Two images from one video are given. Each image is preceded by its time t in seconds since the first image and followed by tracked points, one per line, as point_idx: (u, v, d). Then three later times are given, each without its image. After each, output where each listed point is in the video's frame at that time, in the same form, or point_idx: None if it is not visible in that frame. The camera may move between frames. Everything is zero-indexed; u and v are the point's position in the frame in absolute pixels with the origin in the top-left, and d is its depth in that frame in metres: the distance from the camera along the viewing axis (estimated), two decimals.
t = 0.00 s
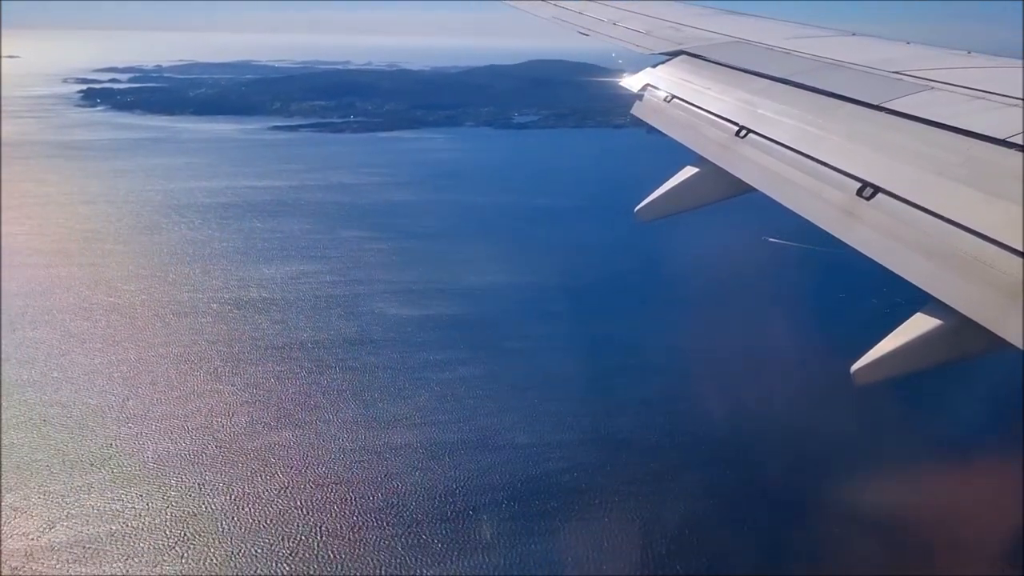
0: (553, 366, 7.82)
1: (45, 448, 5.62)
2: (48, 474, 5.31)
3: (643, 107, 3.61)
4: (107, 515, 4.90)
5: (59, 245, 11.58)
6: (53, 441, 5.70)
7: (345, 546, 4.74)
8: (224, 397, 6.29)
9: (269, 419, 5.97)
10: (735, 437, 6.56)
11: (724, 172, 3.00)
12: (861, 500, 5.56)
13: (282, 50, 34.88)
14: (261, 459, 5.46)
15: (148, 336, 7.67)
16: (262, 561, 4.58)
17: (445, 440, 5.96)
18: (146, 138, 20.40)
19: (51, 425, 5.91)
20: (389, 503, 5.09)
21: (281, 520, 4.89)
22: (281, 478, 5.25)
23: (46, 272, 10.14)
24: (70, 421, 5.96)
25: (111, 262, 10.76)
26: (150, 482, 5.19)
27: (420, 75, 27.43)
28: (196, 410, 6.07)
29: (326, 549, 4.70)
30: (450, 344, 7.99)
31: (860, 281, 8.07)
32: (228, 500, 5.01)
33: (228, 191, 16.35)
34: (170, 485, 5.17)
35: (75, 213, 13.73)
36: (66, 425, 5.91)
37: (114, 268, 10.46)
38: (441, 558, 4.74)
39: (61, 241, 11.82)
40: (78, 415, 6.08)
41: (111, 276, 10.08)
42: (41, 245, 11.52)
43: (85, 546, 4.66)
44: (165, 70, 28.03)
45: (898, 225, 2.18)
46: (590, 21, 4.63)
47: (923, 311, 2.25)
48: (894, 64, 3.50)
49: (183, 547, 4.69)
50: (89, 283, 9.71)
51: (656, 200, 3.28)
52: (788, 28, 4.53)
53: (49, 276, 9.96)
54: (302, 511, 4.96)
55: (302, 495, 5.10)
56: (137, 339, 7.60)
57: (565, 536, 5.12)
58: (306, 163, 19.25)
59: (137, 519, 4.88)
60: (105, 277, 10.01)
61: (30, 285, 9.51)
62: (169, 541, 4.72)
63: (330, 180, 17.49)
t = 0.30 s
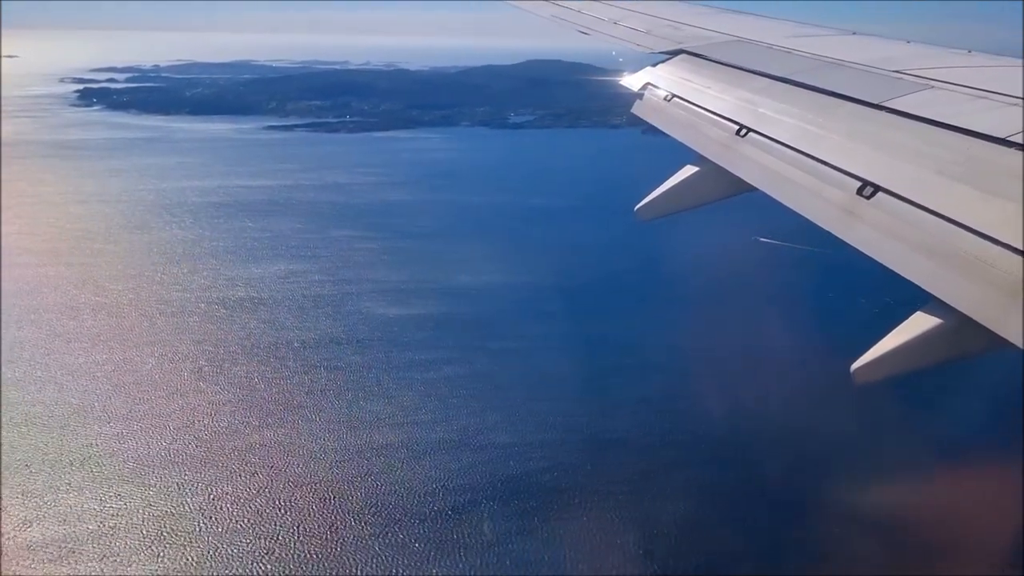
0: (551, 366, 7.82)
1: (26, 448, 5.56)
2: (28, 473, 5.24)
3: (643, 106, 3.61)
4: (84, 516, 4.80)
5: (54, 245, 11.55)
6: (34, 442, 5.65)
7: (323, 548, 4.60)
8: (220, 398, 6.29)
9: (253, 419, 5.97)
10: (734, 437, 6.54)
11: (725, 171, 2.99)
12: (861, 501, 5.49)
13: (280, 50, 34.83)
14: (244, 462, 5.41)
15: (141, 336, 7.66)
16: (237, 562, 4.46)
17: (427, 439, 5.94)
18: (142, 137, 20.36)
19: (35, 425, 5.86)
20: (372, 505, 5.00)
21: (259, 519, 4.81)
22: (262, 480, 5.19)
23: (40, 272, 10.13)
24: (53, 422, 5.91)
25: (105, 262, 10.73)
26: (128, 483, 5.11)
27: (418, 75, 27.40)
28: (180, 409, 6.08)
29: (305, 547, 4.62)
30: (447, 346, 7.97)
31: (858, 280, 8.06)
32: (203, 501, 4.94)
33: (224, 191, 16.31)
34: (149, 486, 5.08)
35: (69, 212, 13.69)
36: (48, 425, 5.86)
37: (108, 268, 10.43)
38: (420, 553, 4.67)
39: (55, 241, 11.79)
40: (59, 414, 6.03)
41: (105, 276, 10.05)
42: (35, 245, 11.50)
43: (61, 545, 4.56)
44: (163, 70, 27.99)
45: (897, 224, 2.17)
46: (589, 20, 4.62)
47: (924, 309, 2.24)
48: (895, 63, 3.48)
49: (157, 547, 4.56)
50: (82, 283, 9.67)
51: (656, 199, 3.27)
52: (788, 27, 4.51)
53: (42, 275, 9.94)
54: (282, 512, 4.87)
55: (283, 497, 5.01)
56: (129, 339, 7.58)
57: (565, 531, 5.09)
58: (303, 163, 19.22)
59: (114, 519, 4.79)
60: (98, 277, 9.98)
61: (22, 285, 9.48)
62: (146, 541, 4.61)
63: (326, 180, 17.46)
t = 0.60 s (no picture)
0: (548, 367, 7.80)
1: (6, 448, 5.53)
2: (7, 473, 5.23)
3: (644, 103, 3.60)
4: (61, 515, 4.81)
5: (48, 245, 11.50)
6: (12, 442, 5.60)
7: (299, 547, 4.62)
8: (216, 390, 6.21)
9: (235, 418, 5.81)
10: (733, 437, 6.52)
11: (725, 168, 2.98)
12: (863, 496, 5.55)
13: (277, 51, 34.75)
14: (221, 457, 5.36)
15: (132, 332, 7.58)
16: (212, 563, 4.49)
17: (410, 437, 5.76)
18: (138, 137, 20.30)
19: (16, 426, 5.80)
20: (349, 502, 4.97)
21: (238, 519, 4.79)
22: (238, 476, 5.15)
23: (32, 272, 10.07)
24: (32, 423, 5.84)
25: (99, 262, 10.68)
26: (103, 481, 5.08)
27: (416, 74, 27.36)
28: (161, 411, 5.89)
29: (281, 547, 4.63)
30: (444, 344, 7.93)
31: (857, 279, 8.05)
32: (182, 500, 4.90)
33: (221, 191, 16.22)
34: (126, 484, 5.06)
35: (64, 211, 13.63)
36: (28, 426, 5.80)
37: (102, 267, 10.38)
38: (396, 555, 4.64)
39: (48, 241, 11.73)
40: (41, 414, 5.95)
41: (99, 275, 10.00)
42: (28, 245, 11.44)
43: (40, 546, 4.61)
44: (160, 70, 27.90)
45: (897, 220, 2.16)
46: (590, 16, 4.62)
47: (924, 306, 2.23)
48: (895, 59, 3.47)
49: (135, 547, 4.62)
50: (75, 282, 9.63)
51: (656, 195, 3.27)
52: (788, 24, 4.51)
53: (35, 275, 9.89)
54: (258, 509, 4.85)
55: (260, 494, 4.99)
56: (121, 335, 7.51)
57: (569, 528, 5.13)
58: (300, 163, 19.18)
59: (91, 517, 4.80)
60: (91, 276, 9.94)
61: (15, 284, 9.42)
62: (123, 541, 4.66)
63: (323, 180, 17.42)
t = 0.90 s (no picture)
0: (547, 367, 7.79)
1: None
2: None
3: (644, 101, 3.59)
4: (37, 516, 4.75)
5: (43, 245, 11.45)
6: None
7: (276, 548, 4.55)
8: (214, 389, 6.20)
9: (217, 417, 5.79)
10: (734, 437, 6.51)
11: (726, 166, 2.97)
12: (863, 495, 5.53)
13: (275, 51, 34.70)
14: (202, 457, 5.30)
15: (123, 332, 7.56)
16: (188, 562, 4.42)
17: (397, 438, 5.73)
18: (135, 136, 20.23)
19: None
20: (329, 502, 4.91)
21: (215, 519, 4.73)
22: (219, 478, 5.09)
23: (26, 272, 10.02)
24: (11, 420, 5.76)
25: (94, 262, 10.62)
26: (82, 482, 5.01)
27: (414, 75, 27.33)
28: (137, 409, 5.90)
29: (257, 546, 4.57)
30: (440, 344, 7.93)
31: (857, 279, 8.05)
32: (159, 501, 4.83)
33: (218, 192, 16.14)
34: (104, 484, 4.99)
35: (60, 211, 13.58)
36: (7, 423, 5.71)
37: (96, 267, 10.33)
38: (373, 552, 4.55)
39: (43, 241, 11.67)
40: (22, 412, 5.86)
41: (94, 275, 9.95)
42: (22, 245, 11.38)
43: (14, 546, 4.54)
44: (158, 70, 27.84)
45: (898, 219, 2.15)
46: (590, 14, 4.62)
47: (924, 304, 2.22)
48: (896, 57, 3.47)
49: (111, 548, 4.54)
50: (69, 282, 9.58)
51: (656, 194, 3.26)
52: (788, 22, 4.51)
53: (29, 275, 9.84)
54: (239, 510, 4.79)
55: (241, 496, 4.94)
56: (113, 335, 7.49)
57: (568, 528, 5.12)
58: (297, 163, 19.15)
59: (68, 519, 4.73)
60: (85, 276, 9.89)
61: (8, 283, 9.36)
62: (99, 542, 4.58)
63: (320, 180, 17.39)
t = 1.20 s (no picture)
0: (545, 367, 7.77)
1: None
2: None
3: (644, 98, 3.57)
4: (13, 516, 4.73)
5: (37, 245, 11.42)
6: None
7: (254, 549, 4.57)
8: (209, 390, 6.20)
9: (202, 419, 5.77)
10: (733, 437, 6.50)
11: (725, 163, 2.96)
12: (863, 494, 5.51)
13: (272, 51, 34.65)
14: (182, 459, 5.29)
15: (115, 332, 7.54)
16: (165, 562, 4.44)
17: (381, 437, 5.73)
18: (131, 136, 20.20)
19: None
20: (307, 502, 4.91)
21: (195, 519, 4.73)
22: (198, 478, 5.09)
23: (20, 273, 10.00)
24: None
25: (88, 262, 10.60)
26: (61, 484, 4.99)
27: (412, 74, 27.30)
28: (121, 409, 5.89)
29: (236, 546, 4.58)
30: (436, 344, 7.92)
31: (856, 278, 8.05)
32: (139, 502, 4.85)
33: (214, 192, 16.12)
34: (83, 484, 4.98)
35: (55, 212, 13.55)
36: None
37: (91, 268, 10.31)
38: (350, 552, 4.58)
39: (37, 241, 11.65)
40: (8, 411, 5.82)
41: (88, 275, 9.93)
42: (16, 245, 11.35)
43: None
44: (155, 71, 27.81)
45: (898, 215, 2.14)
46: (591, 11, 4.62)
47: (925, 301, 2.21)
48: (896, 54, 3.46)
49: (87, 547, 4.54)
50: (63, 282, 9.56)
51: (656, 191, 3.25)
52: (787, 19, 4.50)
53: (24, 276, 9.82)
54: (218, 510, 4.80)
55: (220, 495, 4.94)
56: (106, 335, 7.47)
57: (564, 528, 5.11)
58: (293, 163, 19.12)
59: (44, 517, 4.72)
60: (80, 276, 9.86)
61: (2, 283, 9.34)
62: (76, 540, 4.59)
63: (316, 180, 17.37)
